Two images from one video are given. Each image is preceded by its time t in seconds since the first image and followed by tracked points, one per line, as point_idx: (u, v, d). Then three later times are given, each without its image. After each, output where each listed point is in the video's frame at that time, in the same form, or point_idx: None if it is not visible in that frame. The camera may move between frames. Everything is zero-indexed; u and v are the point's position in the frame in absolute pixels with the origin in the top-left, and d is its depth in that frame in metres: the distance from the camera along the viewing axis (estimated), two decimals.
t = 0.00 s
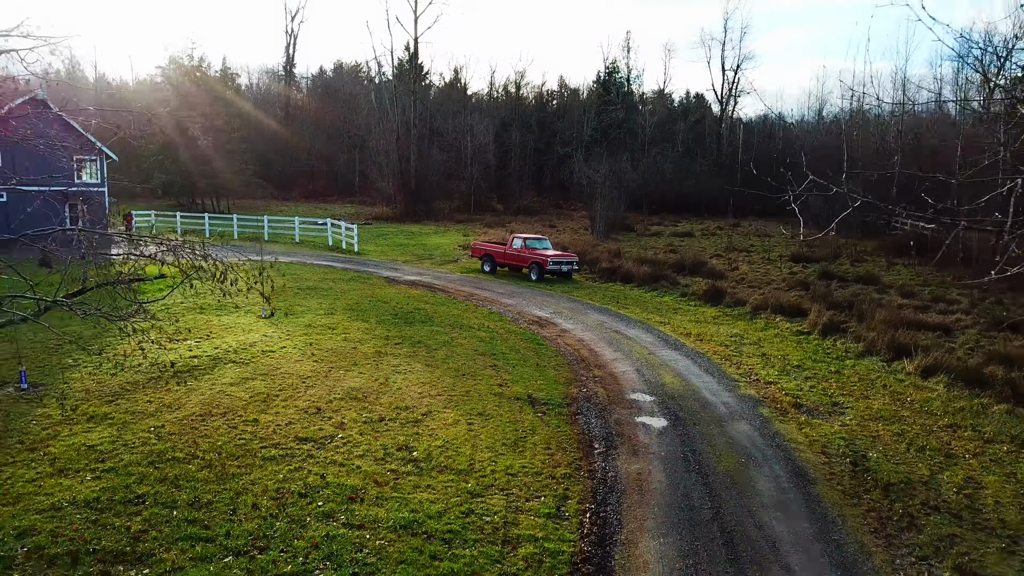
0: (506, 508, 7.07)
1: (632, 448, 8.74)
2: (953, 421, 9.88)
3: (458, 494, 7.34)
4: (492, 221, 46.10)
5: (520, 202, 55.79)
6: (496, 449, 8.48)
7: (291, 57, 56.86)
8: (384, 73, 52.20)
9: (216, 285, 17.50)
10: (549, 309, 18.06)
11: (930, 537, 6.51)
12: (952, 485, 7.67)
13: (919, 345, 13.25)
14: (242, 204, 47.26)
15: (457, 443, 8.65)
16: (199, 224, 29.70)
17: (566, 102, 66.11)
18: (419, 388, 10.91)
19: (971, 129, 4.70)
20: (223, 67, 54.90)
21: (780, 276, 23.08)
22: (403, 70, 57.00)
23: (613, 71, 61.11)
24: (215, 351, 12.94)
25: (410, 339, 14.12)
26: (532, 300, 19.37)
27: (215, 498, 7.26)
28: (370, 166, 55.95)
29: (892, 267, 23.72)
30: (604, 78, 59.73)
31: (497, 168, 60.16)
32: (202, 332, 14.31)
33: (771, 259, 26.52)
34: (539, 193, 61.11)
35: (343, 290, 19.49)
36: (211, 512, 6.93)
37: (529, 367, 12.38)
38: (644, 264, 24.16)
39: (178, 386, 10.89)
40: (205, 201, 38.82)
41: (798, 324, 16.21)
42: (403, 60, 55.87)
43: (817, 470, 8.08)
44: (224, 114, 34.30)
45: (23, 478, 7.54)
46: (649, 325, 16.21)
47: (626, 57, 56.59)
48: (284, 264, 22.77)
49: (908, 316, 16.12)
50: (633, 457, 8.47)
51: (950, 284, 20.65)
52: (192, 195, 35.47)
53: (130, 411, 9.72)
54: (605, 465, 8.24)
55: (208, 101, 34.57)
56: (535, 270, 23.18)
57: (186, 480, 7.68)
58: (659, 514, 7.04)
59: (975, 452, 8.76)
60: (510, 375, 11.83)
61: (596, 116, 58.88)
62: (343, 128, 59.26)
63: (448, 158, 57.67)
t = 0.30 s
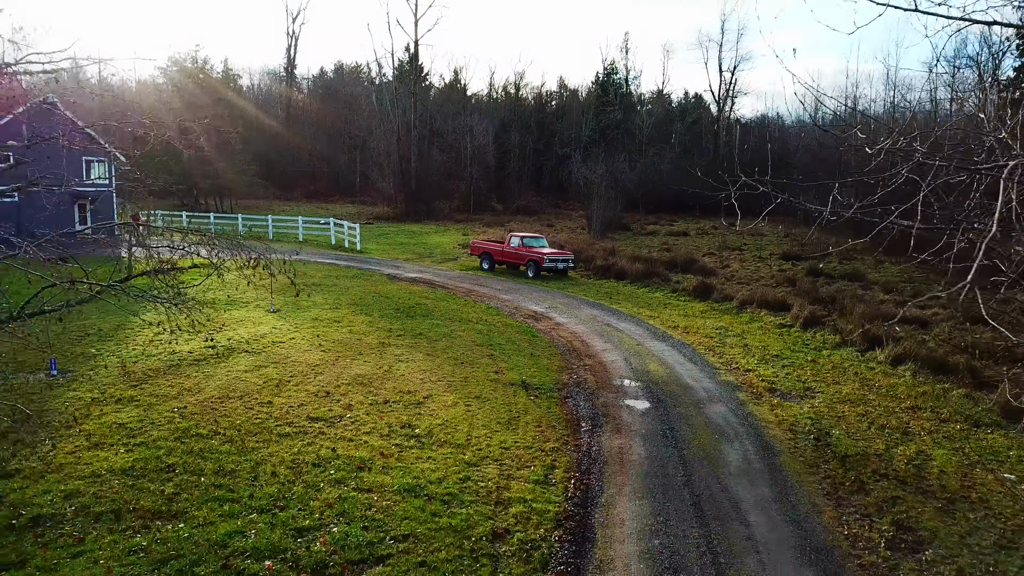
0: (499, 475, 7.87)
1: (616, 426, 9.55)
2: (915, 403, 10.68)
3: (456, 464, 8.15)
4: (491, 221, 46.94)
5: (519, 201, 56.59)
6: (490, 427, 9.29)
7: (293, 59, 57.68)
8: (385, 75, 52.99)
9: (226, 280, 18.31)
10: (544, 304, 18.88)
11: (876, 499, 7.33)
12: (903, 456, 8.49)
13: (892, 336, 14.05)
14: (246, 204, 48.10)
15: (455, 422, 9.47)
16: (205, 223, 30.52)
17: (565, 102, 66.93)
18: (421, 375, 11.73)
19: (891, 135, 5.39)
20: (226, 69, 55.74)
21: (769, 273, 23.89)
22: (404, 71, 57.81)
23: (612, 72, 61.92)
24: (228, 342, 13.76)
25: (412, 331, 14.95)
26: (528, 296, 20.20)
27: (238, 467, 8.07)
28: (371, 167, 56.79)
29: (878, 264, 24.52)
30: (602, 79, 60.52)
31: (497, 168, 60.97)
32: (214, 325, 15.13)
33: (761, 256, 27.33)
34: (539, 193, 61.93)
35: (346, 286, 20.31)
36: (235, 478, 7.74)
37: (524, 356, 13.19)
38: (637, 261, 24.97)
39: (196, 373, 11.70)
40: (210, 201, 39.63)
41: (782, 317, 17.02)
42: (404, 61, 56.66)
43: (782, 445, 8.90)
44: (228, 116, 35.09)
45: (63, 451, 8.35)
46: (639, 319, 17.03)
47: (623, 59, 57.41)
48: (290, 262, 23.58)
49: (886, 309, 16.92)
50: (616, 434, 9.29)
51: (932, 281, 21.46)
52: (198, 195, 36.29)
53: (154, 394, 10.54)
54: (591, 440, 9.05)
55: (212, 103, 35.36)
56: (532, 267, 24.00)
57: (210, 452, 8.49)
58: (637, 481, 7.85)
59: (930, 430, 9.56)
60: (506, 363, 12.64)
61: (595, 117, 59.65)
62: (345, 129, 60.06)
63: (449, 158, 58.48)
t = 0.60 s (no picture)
0: (499, 452, 8.54)
1: (608, 410, 10.23)
2: (891, 390, 11.33)
3: (459, 442, 8.82)
4: (491, 220, 47.61)
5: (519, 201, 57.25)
6: (490, 410, 9.97)
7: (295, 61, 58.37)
8: (386, 76, 53.61)
9: (236, 277, 19.00)
10: (542, 300, 19.56)
11: (845, 471, 7.99)
12: (873, 436, 9.16)
13: (875, 328, 14.71)
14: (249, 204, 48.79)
15: (458, 406, 10.14)
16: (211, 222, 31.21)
17: (564, 103, 67.58)
18: (425, 364, 12.40)
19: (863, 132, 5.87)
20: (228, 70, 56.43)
21: (762, 270, 24.55)
22: (404, 72, 58.44)
23: (611, 73, 62.55)
24: (240, 335, 14.43)
25: (416, 325, 15.63)
26: (527, 292, 20.86)
27: (258, 444, 8.74)
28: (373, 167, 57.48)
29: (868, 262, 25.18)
30: (601, 80, 61.21)
31: (497, 168, 61.63)
32: (226, 319, 15.79)
33: (755, 254, 27.99)
34: (538, 193, 62.61)
35: (351, 283, 20.98)
36: (255, 454, 8.41)
37: (522, 347, 13.87)
38: (634, 259, 25.64)
39: (212, 362, 12.37)
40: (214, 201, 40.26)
41: (771, 312, 17.68)
42: (404, 63, 57.29)
43: (763, 426, 9.56)
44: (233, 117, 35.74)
45: (95, 431, 9.02)
46: (634, 314, 17.70)
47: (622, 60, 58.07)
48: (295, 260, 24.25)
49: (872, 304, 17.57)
50: (608, 417, 9.96)
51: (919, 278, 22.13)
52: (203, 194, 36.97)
53: (174, 381, 11.21)
54: (584, 422, 9.72)
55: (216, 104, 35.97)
56: (531, 265, 24.67)
57: (231, 432, 9.17)
58: (625, 457, 8.52)
59: (902, 413, 10.23)
60: (505, 353, 13.32)
61: (594, 117, 60.28)
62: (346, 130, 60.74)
63: (449, 159, 59.14)
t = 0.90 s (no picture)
0: (501, 433, 9.20)
1: (603, 396, 10.88)
2: (872, 379, 11.99)
3: (464, 425, 9.48)
4: (492, 220, 48.30)
5: (519, 201, 57.92)
6: (493, 396, 10.64)
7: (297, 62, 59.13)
8: (388, 77, 54.30)
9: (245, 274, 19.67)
10: (542, 296, 20.23)
11: (821, 450, 8.63)
12: (850, 419, 9.82)
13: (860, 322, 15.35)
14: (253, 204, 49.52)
15: (462, 393, 10.79)
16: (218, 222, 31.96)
17: (564, 104, 68.33)
18: (430, 355, 13.07)
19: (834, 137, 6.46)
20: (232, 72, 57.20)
21: (756, 268, 25.22)
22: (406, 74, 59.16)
23: (610, 74, 63.30)
24: (253, 328, 15.11)
25: (421, 319, 16.31)
26: (527, 289, 21.53)
27: (276, 426, 9.39)
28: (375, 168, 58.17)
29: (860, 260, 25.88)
30: (601, 80, 61.87)
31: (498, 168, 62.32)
32: (238, 313, 16.47)
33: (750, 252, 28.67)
34: (539, 193, 63.30)
35: (357, 281, 21.66)
36: (275, 435, 9.07)
37: (522, 340, 14.54)
38: (631, 257, 26.31)
39: (228, 353, 13.03)
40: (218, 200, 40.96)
41: (762, 307, 18.33)
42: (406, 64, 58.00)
43: (748, 411, 10.20)
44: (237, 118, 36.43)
45: (124, 414, 9.67)
46: (630, 309, 18.36)
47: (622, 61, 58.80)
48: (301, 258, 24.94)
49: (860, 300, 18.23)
50: (603, 402, 10.62)
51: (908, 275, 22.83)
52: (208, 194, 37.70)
53: (194, 370, 11.88)
54: (580, 408, 10.38)
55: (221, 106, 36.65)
56: (531, 263, 25.32)
57: (251, 415, 9.82)
58: (618, 438, 9.17)
59: (880, 399, 10.86)
60: (506, 345, 13.99)
61: (594, 118, 61.00)
62: (348, 130, 61.44)
63: (449, 159, 59.79)
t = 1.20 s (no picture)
0: (505, 418, 9.82)
1: (600, 386, 11.51)
2: (856, 370, 12.58)
3: (469, 410, 10.10)
4: (493, 220, 48.97)
5: (520, 201, 58.56)
6: (496, 385, 11.26)
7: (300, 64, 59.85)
8: (389, 79, 54.94)
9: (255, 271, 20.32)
10: (542, 293, 20.86)
11: (803, 433, 9.24)
12: (833, 406, 10.42)
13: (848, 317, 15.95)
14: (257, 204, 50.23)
15: (467, 383, 11.40)
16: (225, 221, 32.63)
17: (564, 104, 68.98)
18: (435, 348, 13.70)
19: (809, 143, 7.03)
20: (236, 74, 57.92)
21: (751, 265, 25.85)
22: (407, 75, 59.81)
23: (610, 75, 63.95)
24: (266, 322, 15.75)
25: (426, 315, 16.94)
26: (528, 286, 22.17)
27: (294, 412, 10.01)
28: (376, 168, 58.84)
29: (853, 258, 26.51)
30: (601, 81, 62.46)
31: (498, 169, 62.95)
32: (250, 308, 17.10)
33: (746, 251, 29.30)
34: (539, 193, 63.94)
35: (362, 278, 22.30)
36: (293, 419, 9.70)
37: (523, 334, 15.17)
38: (629, 255, 26.92)
39: (243, 346, 13.65)
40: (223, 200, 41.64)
41: (756, 304, 18.94)
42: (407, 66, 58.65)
43: (737, 398, 10.82)
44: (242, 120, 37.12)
45: (151, 401, 10.31)
46: (627, 306, 18.98)
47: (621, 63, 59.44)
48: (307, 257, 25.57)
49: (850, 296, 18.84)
50: (600, 391, 11.24)
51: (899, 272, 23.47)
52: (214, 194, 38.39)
53: (212, 361, 12.51)
54: (579, 396, 11.00)
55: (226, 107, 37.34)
56: (532, 262, 25.94)
57: (269, 401, 10.45)
58: (614, 423, 9.78)
59: (863, 389, 11.46)
60: (508, 339, 14.62)
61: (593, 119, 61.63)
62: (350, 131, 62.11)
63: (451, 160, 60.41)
